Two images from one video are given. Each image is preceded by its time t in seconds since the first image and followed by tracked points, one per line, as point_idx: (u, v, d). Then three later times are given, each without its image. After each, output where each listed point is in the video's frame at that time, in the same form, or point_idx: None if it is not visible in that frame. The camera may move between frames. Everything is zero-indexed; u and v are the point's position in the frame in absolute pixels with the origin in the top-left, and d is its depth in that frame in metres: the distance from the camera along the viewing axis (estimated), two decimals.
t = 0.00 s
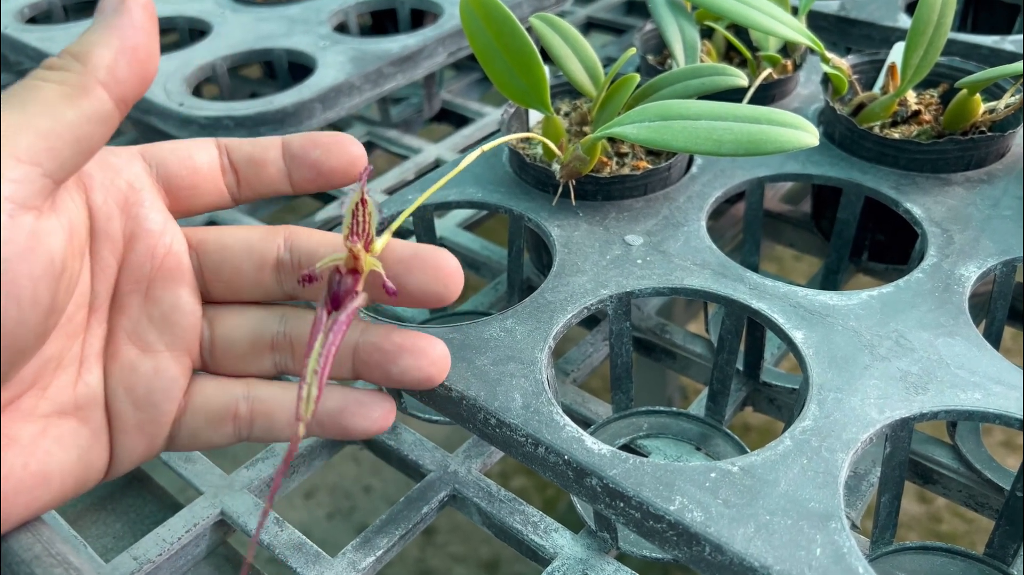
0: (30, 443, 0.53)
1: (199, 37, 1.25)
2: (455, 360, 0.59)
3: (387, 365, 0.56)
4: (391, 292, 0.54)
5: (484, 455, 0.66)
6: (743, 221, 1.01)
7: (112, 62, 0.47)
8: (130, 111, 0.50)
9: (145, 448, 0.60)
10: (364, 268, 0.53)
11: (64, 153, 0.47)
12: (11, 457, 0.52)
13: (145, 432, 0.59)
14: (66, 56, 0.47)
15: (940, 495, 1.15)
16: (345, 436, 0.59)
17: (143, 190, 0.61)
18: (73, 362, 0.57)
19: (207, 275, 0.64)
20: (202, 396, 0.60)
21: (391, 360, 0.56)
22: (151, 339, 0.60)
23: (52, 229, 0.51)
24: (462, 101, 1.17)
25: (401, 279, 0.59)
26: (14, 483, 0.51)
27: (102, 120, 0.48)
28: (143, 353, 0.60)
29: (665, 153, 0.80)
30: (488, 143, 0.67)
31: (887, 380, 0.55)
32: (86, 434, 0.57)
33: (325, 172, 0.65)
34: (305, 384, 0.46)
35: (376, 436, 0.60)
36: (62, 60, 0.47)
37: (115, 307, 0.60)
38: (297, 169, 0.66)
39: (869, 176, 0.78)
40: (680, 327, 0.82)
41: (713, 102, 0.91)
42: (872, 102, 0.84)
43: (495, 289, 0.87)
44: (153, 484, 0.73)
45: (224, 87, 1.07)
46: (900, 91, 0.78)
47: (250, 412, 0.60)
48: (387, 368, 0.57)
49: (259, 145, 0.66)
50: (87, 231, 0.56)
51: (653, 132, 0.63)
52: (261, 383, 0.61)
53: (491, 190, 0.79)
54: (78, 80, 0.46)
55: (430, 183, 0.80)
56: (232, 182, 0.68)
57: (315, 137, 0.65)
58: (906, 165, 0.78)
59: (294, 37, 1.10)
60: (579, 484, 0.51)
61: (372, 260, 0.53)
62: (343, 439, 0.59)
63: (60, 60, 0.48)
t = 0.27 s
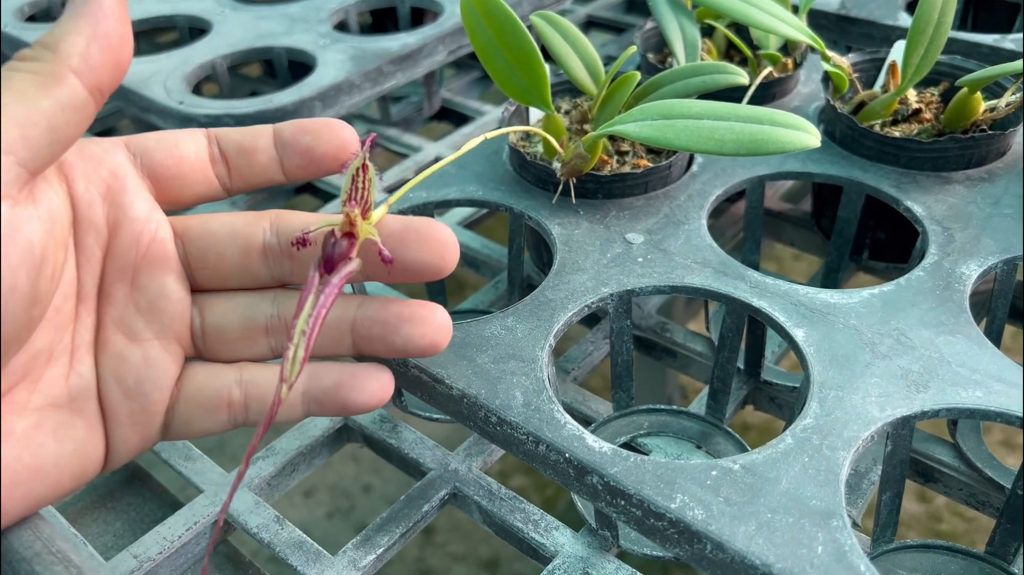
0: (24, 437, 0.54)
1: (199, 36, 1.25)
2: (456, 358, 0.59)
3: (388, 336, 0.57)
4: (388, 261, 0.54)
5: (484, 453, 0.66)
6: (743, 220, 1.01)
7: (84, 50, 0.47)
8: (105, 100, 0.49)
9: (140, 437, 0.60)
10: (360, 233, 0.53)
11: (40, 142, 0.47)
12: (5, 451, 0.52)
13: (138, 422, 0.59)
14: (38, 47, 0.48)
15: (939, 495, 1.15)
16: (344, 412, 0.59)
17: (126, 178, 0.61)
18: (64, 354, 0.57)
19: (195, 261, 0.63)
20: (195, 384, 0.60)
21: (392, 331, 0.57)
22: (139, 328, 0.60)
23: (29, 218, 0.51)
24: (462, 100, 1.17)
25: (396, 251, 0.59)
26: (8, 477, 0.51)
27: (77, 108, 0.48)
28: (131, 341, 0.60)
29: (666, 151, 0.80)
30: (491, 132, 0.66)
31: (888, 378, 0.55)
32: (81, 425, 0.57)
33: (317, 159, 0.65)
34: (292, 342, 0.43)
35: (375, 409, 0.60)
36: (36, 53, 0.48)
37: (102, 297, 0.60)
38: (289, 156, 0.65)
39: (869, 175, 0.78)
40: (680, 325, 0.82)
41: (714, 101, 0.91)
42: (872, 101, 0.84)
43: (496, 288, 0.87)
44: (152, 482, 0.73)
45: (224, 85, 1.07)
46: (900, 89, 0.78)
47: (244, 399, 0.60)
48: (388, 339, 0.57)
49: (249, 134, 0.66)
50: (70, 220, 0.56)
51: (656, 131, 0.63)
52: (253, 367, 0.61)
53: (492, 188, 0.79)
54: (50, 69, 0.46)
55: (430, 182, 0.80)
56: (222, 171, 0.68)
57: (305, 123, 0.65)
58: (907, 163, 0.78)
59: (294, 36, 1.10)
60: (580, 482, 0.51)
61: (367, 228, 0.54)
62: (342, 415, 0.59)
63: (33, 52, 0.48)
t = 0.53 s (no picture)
0: (19, 435, 0.53)
1: (198, 36, 1.25)
2: (456, 359, 0.59)
3: (382, 318, 0.57)
4: (373, 234, 0.53)
5: (483, 454, 0.66)
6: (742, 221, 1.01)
7: (64, 44, 0.47)
8: (86, 95, 0.50)
9: (136, 431, 0.60)
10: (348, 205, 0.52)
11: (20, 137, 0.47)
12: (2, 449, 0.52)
13: (134, 415, 0.60)
14: (18, 44, 0.47)
15: (938, 495, 1.15)
16: (343, 398, 0.58)
17: (113, 173, 0.61)
18: (57, 351, 0.57)
19: (184, 253, 0.64)
20: (190, 376, 0.61)
21: (385, 311, 0.57)
22: (131, 321, 0.60)
23: (15, 214, 0.51)
24: (461, 100, 1.17)
25: (385, 231, 0.58)
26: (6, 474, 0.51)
27: (58, 102, 0.48)
28: (124, 335, 0.60)
29: (665, 152, 0.80)
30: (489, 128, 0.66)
31: (885, 379, 0.55)
32: (77, 421, 0.57)
33: (309, 149, 0.65)
34: (267, 305, 0.42)
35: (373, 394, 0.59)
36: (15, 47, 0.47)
37: (93, 292, 0.60)
38: (279, 147, 0.65)
39: (868, 176, 0.78)
40: (679, 326, 0.82)
41: (713, 101, 0.91)
42: (871, 102, 0.84)
43: (495, 289, 0.87)
44: (152, 482, 0.73)
45: (223, 85, 1.07)
46: (899, 91, 0.79)
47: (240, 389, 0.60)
48: (383, 321, 0.57)
49: (240, 126, 0.66)
50: (57, 216, 0.56)
51: (655, 132, 0.63)
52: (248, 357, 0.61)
53: (491, 189, 0.79)
54: (30, 64, 0.46)
55: (429, 182, 0.80)
56: (212, 165, 0.67)
57: (296, 114, 0.65)
58: (906, 164, 0.78)
59: (293, 36, 1.10)
60: (579, 483, 0.51)
61: (356, 200, 0.53)
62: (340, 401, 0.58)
63: (14, 49, 0.48)
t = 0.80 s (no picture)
0: (15, 438, 0.53)
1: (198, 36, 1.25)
2: (457, 359, 0.59)
3: (380, 307, 0.57)
4: (374, 214, 0.53)
5: (484, 454, 0.66)
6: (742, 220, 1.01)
7: (49, 44, 0.47)
8: (73, 95, 0.50)
9: (132, 428, 0.60)
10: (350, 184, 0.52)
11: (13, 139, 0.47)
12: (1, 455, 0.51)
13: (130, 413, 0.60)
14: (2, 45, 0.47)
15: (939, 494, 1.15)
16: (341, 389, 0.58)
17: (102, 170, 0.61)
18: (51, 350, 0.56)
19: (177, 248, 0.63)
20: (185, 369, 0.61)
21: (383, 300, 0.57)
22: (124, 318, 0.60)
23: (4, 216, 0.51)
24: (461, 100, 1.17)
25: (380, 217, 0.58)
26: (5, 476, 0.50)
27: (43, 104, 0.48)
28: (118, 332, 0.59)
29: (665, 152, 0.80)
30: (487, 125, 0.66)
31: (886, 379, 0.55)
32: (73, 422, 0.57)
33: (303, 141, 0.65)
34: (265, 280, 0.41)
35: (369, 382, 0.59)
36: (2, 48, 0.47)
37: (87, 290, 0.60)
38: (273, 139, 0.65)
39: (869, 175, 0.78)
40: (680, 326, 0.82)
41: (713, 100, 0.91)
42: (871, 101, 0.84)
43: (495, 289, 0.87)
44: (152, 483, 0.73)
45: (223, 85, 1.07)
46: (899, 90, 0.78)
47: (238, 384, 0.59)
48: (381, 309, 0.57)
49: (233, 118, 0.66)
50: (46, 214, 0.56)
51: (655, 131, 0.63)
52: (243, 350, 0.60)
53: (491, 189, 0.79)
54: (15, 64, 0.46)
55: (429, 182, 0.80)
56: (205, 158, 0.67)
57: (288, 105, 0.65)
58: (906, 163, 0.78)
59: (292, 36, 1.10)
60: (580, 483, 0.51)
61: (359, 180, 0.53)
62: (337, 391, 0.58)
63: None
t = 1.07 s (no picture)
0: (15, 441, 0.54)
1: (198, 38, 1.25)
2: (455, 361, 0.59)
3: (382, 310, 0.57)
4: (379, 220, 0.53)
5: (483, 456, 0.67)
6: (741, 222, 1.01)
7: (56, 52, 0.47)
8: (79, 102, 0.50)
9: (132, 431, 0.60)
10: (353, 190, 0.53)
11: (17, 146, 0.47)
12: None
13: (130, 416, 0.60)
14: (9, 51, 0.47)
15: (938, 495, 1.16)
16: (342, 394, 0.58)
17: (105, 173, 0.61)
18: (52, 354, 0.57)
19: (179, 252, 0.63)
20: (186, 374, 0.61)
21: (384, 303, 0.57)
22: (125, 322, 0.60)
23: (7, 222, 0.51)
24: (461, 102, 1.17)
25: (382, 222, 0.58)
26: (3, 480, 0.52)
27: (48, 111, 0.48)
28: (119, 337, 0.59)
29: (664, 154, 0.80)
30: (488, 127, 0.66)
31: (883, 381, 0.55)
32: (73, 426, 0.58)
33: (309, 147, 0.65)
34: (271, 285, 0.41)
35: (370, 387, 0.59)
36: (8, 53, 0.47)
37: (88, 294, 0.59)
38: (279, 145, 0.65)
39: (867, 177, 0.78)
40: (678, 327, 0.82)
41: (712, 102, 0.91)
42: (870, 103, 0.84)
43: (494, 290, 0.87)
44: (152, 484, 0.73)
45: (222, 87, 1.07)
46: (897, 92, 0.79)
47: (238, 387, 0.59)
48: (382, 313, 0.57)
49: (238, 124, 0.66)
50: (49, 219, 0.56)
51: (654, 133, 0.63)
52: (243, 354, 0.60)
53: (490, 191, 0.79)
54: (21, 72, 0.46)
55: (428, 184, 0.80)
56: (209, 163, 0.67)
57: (295, 112, 0.65)
58: (904, 165, 0.78)
59: (292, 38, 1.10)
60: (578, 485, 0.51)
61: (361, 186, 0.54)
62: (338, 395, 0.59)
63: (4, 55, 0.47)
